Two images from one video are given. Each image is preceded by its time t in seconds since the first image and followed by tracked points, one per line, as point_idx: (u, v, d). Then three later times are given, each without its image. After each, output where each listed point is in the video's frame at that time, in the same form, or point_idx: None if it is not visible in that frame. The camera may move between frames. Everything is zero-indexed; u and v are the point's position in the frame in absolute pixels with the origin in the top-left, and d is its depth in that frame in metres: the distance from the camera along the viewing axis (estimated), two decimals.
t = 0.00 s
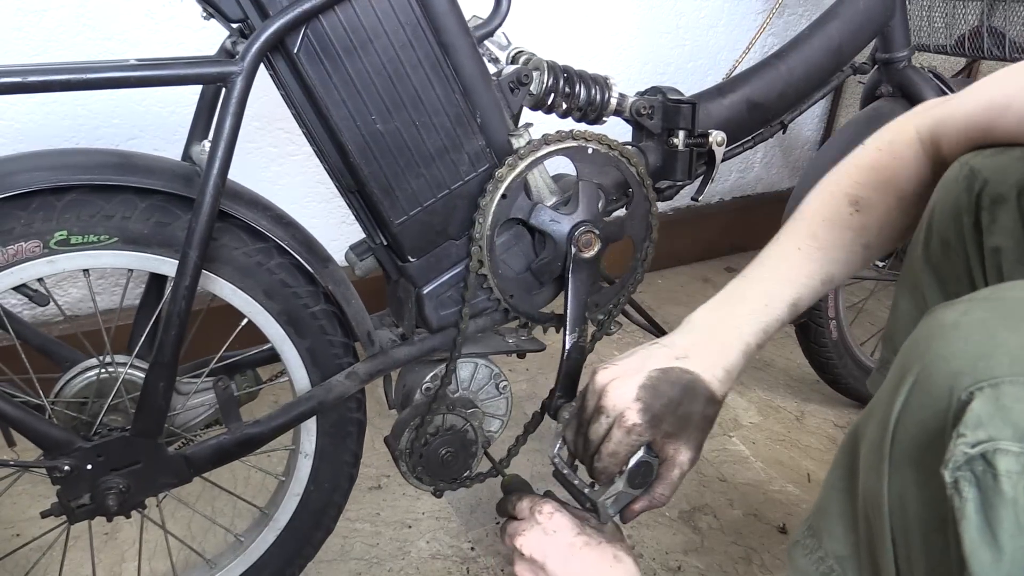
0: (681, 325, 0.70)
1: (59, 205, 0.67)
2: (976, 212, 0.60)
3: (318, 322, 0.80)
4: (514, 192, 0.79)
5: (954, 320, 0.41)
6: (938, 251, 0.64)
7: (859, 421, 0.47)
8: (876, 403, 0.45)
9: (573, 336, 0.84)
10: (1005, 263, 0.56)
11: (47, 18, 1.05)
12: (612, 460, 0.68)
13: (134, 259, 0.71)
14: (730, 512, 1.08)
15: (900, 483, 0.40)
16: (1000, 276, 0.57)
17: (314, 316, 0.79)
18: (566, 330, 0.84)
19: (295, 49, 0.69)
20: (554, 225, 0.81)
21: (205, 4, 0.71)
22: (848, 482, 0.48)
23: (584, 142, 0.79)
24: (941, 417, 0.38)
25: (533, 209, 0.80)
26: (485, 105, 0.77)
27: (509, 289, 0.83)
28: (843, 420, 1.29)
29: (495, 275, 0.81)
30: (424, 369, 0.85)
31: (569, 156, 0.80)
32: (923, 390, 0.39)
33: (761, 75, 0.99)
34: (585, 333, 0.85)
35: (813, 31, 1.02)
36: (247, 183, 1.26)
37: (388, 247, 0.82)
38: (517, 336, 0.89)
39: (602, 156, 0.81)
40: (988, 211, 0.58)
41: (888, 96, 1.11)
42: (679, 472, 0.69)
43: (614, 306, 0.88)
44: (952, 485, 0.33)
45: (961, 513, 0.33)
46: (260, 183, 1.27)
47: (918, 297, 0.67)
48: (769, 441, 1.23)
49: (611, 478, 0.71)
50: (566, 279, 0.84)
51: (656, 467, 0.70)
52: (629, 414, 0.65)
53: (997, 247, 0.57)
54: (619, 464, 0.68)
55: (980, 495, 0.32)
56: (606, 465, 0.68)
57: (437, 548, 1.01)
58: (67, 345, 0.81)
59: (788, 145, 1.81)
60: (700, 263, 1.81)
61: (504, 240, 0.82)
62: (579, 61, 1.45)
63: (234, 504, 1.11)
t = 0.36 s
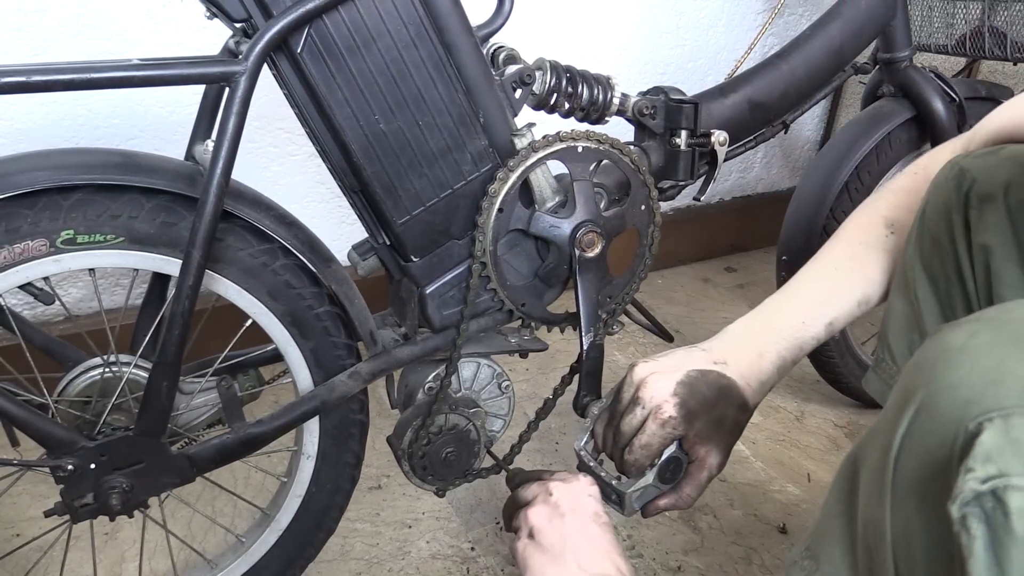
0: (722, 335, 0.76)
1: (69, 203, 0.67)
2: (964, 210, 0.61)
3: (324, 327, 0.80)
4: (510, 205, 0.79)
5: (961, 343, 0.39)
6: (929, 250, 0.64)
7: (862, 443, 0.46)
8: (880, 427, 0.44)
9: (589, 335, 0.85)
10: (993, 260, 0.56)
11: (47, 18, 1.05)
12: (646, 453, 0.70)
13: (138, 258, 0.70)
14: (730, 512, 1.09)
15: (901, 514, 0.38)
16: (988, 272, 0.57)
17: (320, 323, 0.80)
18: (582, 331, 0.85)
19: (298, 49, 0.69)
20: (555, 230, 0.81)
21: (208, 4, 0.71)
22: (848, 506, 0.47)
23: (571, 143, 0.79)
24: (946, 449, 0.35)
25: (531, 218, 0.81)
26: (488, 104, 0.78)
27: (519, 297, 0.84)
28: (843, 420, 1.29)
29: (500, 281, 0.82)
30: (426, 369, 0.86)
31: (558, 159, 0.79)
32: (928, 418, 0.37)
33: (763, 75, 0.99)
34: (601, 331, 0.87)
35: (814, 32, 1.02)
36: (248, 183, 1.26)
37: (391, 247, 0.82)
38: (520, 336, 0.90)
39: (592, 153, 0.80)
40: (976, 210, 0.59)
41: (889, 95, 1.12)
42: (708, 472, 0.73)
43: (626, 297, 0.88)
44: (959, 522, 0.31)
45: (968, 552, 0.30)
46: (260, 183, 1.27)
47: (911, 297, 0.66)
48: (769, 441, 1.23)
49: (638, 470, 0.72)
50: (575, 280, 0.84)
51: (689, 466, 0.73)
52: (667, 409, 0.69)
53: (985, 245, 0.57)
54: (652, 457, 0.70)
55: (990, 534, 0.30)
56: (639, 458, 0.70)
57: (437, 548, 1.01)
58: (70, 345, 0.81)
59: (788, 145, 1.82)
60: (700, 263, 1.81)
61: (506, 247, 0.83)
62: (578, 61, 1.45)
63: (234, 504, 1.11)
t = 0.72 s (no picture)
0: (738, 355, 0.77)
1: (39, 206, 0.66)
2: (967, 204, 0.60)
3: (307, 320, 0.80)
4: (499, 206, 0.78)
5: (910, 374, 0.34)
6: (936, 243, 0.64)
7: (815, 474, 0.41)
8: (827, 462, 0.38)
9: (581, 338, 0.85)
10: (993, 252, 0.54)
11: (46, 18, 1.04)
12: (643, 446, 0.70)
13: (121, 260, 0.70)
14: (730, 512, 1.08)
15: (854, 545, 0.33)
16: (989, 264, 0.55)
17: (303, 316, 0.79)
18: (574, 333, 0.84)
19: (285, 50, 0.69)
20: (545, 232, 0.81)
21: (195, 5, 0.71)
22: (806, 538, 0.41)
23: (561, 143, 0.78)
24: (887, 483, 0.31)
25: (520, 220, 0.80)
26: (477, 105, 0.77)
27: (511, 300, 0.84)
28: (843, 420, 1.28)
29: (490, 283, 0.81)
30: (417, 371, 0.86)
31: (547, 160, 0.78)
32: (868, 452, 0.32)
33: (758, 75, 0.98)
34: (594, 332, 0.86)
35: (809, 32, 1.01)
36: (248, 184, 1.25)
37: (381, 248, 0.81)
38: (511, 337, 0.89)
39: (581, 153, 0.79)
40: (981, 202, 0.57)
41: (883, 96, 1.12)
42: (698, 482, 0.75)
43: (618, 299, 0.88)
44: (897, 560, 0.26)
45: None
46: (260, 183, 1.26)
47: (915, 291, 0.66)
48: (770, 440, 1.23)
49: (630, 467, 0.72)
50: (565, 282, 0.84)
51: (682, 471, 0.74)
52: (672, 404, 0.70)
53: (988, 237, 0.55)
54: (649, 452, 0.71)
55: None
56: (634, 451, 0.70)
57: (437, 548, 1.01)
58: (60, 347, 0.81)
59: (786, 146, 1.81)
60: (700, 263, 1.80)
61: (497, 249, 0.82)
62: (577, 62, 1.45)
63: (233, 504, 1.11)
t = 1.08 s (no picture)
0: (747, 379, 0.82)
1: (41, 206, 0.66)
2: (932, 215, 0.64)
3: (308, 320, 0.80)
4: (501, 204, 0.79)
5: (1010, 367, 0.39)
6: (898, 257, 0.66)
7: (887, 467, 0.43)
8: (916, 450, 0.42)
9: (580, 336, 0.85)
10: (970, 263, 0.58)
11: (47, 18, 1.04)
12: (645, 440, 0.74)
13: (122, 259, 0.70)
14: (730, 512, 1.08)
15: (959, 545, 0.36)
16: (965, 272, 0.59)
17: (304, 316, 0.79)
18: (572, 332, 0.84)
19: (286, 50, 0.69)
20: (546, 231, 0.81)
21: (196, 5, 0.71)
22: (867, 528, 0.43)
23: (563, 143, 0.78)
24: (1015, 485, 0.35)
25: (521, 219, 0.80)
26: (478, 105, 0.77)
27: (510, 298, 0.84)
28: (843, 420, 1.29)
29: (490, 282, 0.82)
30: (417, 370, 0.85)
31: (549, 160, 0.78)
32: (986, 448, 0.37)
33: (757, 75, 0.98)
34: (593, 332, 0.86)
35: (809, 32, 1.01)
36: (248, 184, 1.25)
37: (381, 248, 0.81)
38: (512, 337, 0.89)
39: (583, 153, 0.80)
40: (948, 214, 0.62)
41: (883, 96, 1.12)
42: (699, 493, 0.75)
43: (618, 299, 0.88)
44: None
45: None
46: (260, 183, 1.26)
47: (882, 307, 0.67)
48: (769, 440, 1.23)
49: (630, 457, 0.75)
50: (564, 281, 0.84)
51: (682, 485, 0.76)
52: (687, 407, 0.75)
53: (962, 246, 0.59)
54: (651, 447, 0.74)
55: None
56: (635, 443, 0.74)
57: (437, 548, 1.01)
58: (60, 347, 0.81)
59: (786, 146, 1.81)
60: (700, 263, 1.80)
61: (497, 248, 0.82)
62: (577, 62, 1.45)
63: (234, 504, 1.11)
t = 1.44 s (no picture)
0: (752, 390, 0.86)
1: (40, 206, 0.66)
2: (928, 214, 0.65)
3: (307, 320, 0.80)
4: (500, 205, 0.79)
5: (961, 337, 0.43)
6: (896, 257, 0.67)
7: (859, 436, 0.49)
8: (879, 421, 0.46)
9: (583, 336, 0.84)
10: (966, 261, 0.59)
11: (47, 18, 1.04)
12: (655, 435, 0.73)
13: (121, 259, 0.70)
14: (730, 512, 1.08)
15: (907, 504, 0.41)
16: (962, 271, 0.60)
17: (304, 317, 0.79)
18: (575, 332, 0.84)
19: (286, 50, 0.69)
20: (545, 232, 0.81)
21: (195, 5, 0.71)
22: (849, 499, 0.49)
23: (561, 143, 0.78)
24: (950, 445, 0.39)
25: (521, 219, 0.80)
26: (478, 105, 0.77)
27: (510, 298, 0.84)
28: (843, 420, 1.29)
29: (490, 282, 0.81)
30: (416, 370, 0.86)
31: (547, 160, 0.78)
32: (928, 413, 0.40)
33: (757, 75, 0.98)
34: (594, 332, 0.86)
35: (808, 32, 1.01)
36: (247, 184, 1.25)
37: (381, 248, 0.81)
38: (512, 337, 0.89)
39: (581, 153, 0.80)
40: (944, 214, 0.62)
41: (883, 96, 1.11)
42: (707, 488, 0.75)
43: (618, 299, 0.88)
44: (971, 515, 0.34)
45: (983, 543, 0.34)
46: (260, 183, 1.26)
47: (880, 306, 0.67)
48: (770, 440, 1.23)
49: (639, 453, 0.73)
50: (565, 282, 0.84)
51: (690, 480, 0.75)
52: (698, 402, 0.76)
53: (958, 245, 0.60)
54: (660, 443, 0.74)
55: (1002, 523, 0.33)
56: (645, 438, 0.73)
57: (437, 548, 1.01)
58: (59, 347, 0.81)
59: (786, 146, 1.81)
60: (700, 263, 1.80)
61: (496, 249, 0.82)
62: (577, 62, 1.45)
63: (234, 504, 1.11)
